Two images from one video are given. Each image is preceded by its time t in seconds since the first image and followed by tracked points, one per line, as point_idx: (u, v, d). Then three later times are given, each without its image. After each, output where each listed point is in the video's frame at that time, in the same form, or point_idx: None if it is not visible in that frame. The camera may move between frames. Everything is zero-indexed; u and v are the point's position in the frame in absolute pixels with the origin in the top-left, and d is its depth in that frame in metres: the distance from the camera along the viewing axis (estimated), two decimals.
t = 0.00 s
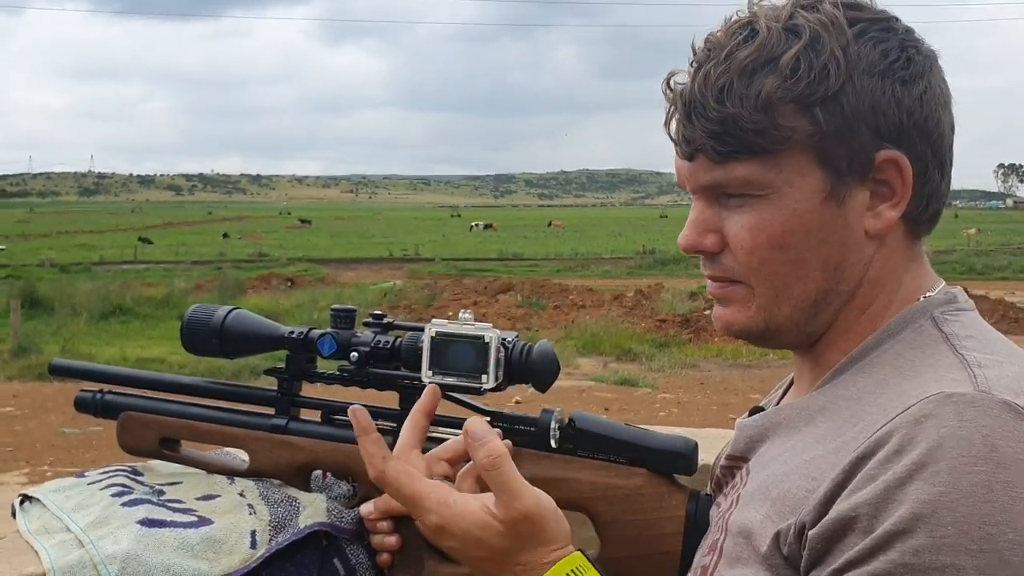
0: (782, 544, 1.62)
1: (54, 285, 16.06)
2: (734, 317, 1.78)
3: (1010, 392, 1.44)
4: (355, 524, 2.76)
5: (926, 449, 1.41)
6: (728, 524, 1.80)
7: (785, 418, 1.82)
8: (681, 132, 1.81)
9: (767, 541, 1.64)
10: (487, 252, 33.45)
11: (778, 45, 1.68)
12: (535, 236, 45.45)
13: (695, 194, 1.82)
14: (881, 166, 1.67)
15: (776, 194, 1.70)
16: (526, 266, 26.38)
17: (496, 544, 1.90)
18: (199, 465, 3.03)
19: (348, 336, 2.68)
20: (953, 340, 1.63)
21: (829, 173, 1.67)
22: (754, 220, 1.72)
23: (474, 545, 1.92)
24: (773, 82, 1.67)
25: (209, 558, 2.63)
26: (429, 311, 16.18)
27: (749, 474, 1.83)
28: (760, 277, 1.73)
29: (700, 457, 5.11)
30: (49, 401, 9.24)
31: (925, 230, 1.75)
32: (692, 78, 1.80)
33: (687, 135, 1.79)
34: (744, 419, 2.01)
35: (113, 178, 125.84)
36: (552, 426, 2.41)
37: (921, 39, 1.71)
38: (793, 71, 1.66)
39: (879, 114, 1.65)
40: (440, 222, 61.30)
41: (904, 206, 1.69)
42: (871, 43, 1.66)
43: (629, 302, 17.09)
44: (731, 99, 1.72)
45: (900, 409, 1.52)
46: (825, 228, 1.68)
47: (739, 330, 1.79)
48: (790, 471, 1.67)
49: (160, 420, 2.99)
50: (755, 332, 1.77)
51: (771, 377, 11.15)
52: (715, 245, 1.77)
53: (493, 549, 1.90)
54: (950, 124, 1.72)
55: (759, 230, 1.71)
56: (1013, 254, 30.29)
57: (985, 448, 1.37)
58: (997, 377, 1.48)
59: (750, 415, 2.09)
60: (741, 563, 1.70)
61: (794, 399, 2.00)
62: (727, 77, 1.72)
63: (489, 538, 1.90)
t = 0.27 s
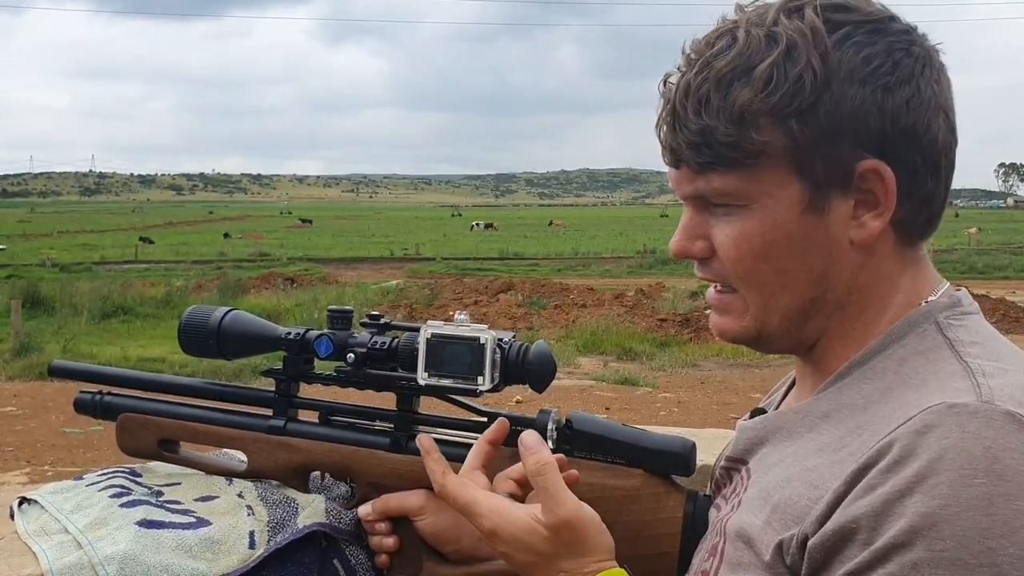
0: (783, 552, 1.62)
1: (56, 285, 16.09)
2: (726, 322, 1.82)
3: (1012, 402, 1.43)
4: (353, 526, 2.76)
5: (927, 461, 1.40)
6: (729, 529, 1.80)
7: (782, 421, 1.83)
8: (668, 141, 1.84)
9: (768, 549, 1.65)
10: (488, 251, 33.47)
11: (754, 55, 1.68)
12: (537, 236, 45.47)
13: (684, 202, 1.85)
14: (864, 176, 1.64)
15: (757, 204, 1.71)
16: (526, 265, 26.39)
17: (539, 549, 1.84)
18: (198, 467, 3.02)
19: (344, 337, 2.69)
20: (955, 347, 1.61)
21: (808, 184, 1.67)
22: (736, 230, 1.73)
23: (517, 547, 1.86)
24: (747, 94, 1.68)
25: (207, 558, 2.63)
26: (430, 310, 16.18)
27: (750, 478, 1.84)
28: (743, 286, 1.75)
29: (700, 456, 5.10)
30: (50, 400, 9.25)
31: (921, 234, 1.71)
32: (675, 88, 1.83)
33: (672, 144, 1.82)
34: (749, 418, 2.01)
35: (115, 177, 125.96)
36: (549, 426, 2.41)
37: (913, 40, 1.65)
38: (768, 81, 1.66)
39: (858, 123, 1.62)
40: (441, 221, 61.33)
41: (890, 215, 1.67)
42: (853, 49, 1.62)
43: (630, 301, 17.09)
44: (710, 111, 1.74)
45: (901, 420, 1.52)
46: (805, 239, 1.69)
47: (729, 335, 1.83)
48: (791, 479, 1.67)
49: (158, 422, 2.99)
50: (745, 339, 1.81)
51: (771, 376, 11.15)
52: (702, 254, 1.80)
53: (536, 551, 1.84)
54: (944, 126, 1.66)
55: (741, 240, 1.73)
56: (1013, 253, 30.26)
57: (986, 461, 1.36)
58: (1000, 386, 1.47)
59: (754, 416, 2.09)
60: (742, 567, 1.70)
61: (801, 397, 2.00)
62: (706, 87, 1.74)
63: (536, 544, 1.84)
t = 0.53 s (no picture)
0: (776, 555, 1.62)
1: (56, 285, 16.10)
2: (720, 327, 1.82)
3: (1004, 403, 1.44)
4: (353, 527, 2.75)
5: (919, 461, 1.40)
6: (725, 532, 1.80)
7: (777, 424, 1.83)
8: (662, 143, 1.84)
9: (762, 551, 1.65)
10: (488, 251, 33.46)
11: (752, 57, 1.68)
12: (537, 235, 45.50)
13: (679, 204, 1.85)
14: (861, 180, 1.65)
15: (752, 209, 1.72)
16: (526, 266, 26.41)
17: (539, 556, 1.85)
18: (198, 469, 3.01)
19: (343, 339, 2.69)
20: (951, 349, 1.61)
21: (803, 189, 1.67)
22: (732, 234, 1.74)
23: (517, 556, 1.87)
24: (743, 96, 1.68)
25: (207, 560, 2.64)
26: (430, 311, 16.19)
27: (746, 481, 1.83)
28: (738, 291, 1.75)
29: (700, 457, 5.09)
30: (50, 401, 9.26)
31: (917, 239, 1.71)
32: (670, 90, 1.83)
33: (667, 146, 1.82)
34: (744, 420, 2.01)
35: (115, 177, 126.01)
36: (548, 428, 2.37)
37: (911, 43, 1.65)
38: (764, 85, 1.66)
39: (855, 127, 1.62)
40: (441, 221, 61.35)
41: (886, 220, 1.67)
42: (851, 52, 1.62)
43: (630, 301, 17.09)
44: (705, 112, 1.74)
45: (894, 421, 1.52)
46: (801, 243, 1.69)
47: (724, 341, 1.83)
48: (785, 482, 1.67)
49: (157, 423, 2.98)
50: (739, 343, 1.81)
51: (771, 377, 11.15)
52: (696, 257, 1.80)
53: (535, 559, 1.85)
54: (941, 130, 1.66)
55: (736, 244, 1.73)
56: (1013, 253, 30.29)
57: (978, 461, 1.37)
58: (992, 387, 1.48)
59: (749, 418, 2.10)
60: (736, 570, 1.71)
61: (796, 399, 2.00)
62: (701, 89, 1.74)
63: (537, 550, 1.84)
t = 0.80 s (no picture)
0: (771, 548, 1.63)
1: (58, 284, 16.10)
2: (727, 328, 1.82)
3: (1001, 396, 1.44)
4: (355, 524, 2.77)
5: (917, 455, 1.41)
6: (722, 525, 1.81)
7: (777, 417, 1.83)
8: (668, 143, 1.84)
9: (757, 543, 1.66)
10: (489, 250, 33.46)
11: (759, 57, 1.68)
12: (538, 234, 45.51)
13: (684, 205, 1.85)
14: (868, 182, 1.64)
15: (758, 210, 1.71)
16: (527, 264, 26.42)
17: (595, 517, 1.97)
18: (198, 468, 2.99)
19: (342, 336, 2.69)
20: (951, 343, 1.61)
21: (809, 191, 1.67)
22: (737, 236, 1.73)
23: (577, 507, 2.00)
24: (750, 98, 1.68)
25: (210, 557, 2.64)
26: (431, 310, 16.19)
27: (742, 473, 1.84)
28: (744, 292, 1.75)
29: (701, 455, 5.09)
30: (51, 400, 9.26)
31: (922, 239, 1.71)
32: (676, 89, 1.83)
33: (672, 145, 1.82)
34: (741, 414, 2.02)
35: (116, 177, 126.05)
36: (549, 423, 2.44)
37: (918, 44, 1.65)
38: (771, 86, 1.66)
39: (862, 128, 1.62)
40: (442, 220, 61.37)
41: (892, 222, 1.67)
42: (858, 53, 1.62)
43: (632, 300, 17.10)
44: (711, 113, 1.74)
45: (889, 414, 1.52)
46: (807, 244, 1.69)
47: (731, 342, 1.82)
48: (780, 475, 1.67)
49: (155, 423, 2.96)
50: (744, 344, 1.81)
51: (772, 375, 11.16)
52: (701, 258, 1.80)
53: (595, 514, 1.98)
54: (948, 131, 1.66)
55: (742, 246, 1.73)
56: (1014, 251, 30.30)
57: (976, 454, 1.37)
58: (991, 381, 1.48)
59: (749, 411, 2.10)
60: (732, 561, 1.72)
61: (798, 391, 2.01)
62: (707, 90, 1.74)
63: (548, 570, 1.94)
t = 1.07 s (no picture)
0: (756, 526, 1.66)
1: (59, 284, 16.09)
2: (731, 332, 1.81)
3: (989, 386, 1.46)
4: (358, 522, 2.77)
5: (898, 437, 1.43)
6: (716, 512, 1.83)
7: (779, 410, 1.84)
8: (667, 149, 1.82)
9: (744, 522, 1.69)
10: (490, 249, 33.47)
11: (755, 60, 1.66)
12: (539, 234, 45.53)
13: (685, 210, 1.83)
14: (868, 182, 1.65)
15: (759, 214, 1.69)
16: (529, 264, 26.45)
17: (677, 428, 1.77)
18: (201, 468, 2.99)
19: (344, 334, 2.69)
20: (950, 337, 1.62)
21: (810, 194, 1.66)
22: (740, 241, 1.71)
23: (668, 416, 1.76)
24: (747, 103, 1.66)
25: (213, 555, 2.64)
26: (433, 309, 16.19)
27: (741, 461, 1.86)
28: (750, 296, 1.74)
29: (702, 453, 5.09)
30: (52, 400, 9.26)
31: (925, 234, 1.72)
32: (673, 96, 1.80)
33: (671, 152, 1.80)
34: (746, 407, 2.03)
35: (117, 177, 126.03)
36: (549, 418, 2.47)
37: (914, 41, 1.65)
38: (767, 90, 1.64)
39: (860, 130, 1.62)
40: (443, 219, 61.38)
41: (896, 220, 1.68)
42: (853, 54, 1.61)
43: (633, 299, 17.10)
44: (709, 118, 1.71)
45: (881, 399, 1.54)
46: (811, 246, 1.68)
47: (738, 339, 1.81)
48: (771, 459, 1.69)
49: (158, 423, 2.95)
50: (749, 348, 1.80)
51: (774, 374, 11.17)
52: (712, 257, 1.75)
53: (683, 429, 1.77)
54: (947, 126, 1.67)
55: (746, 251, 1.71)
56: (1016, 250, 30.31)
57: (955, 439, 1.39)
58: (979, 370, 1.50)
59: (752, 403, 2.11)
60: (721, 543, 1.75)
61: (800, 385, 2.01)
62: (704, 95, 1.72)
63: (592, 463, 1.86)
